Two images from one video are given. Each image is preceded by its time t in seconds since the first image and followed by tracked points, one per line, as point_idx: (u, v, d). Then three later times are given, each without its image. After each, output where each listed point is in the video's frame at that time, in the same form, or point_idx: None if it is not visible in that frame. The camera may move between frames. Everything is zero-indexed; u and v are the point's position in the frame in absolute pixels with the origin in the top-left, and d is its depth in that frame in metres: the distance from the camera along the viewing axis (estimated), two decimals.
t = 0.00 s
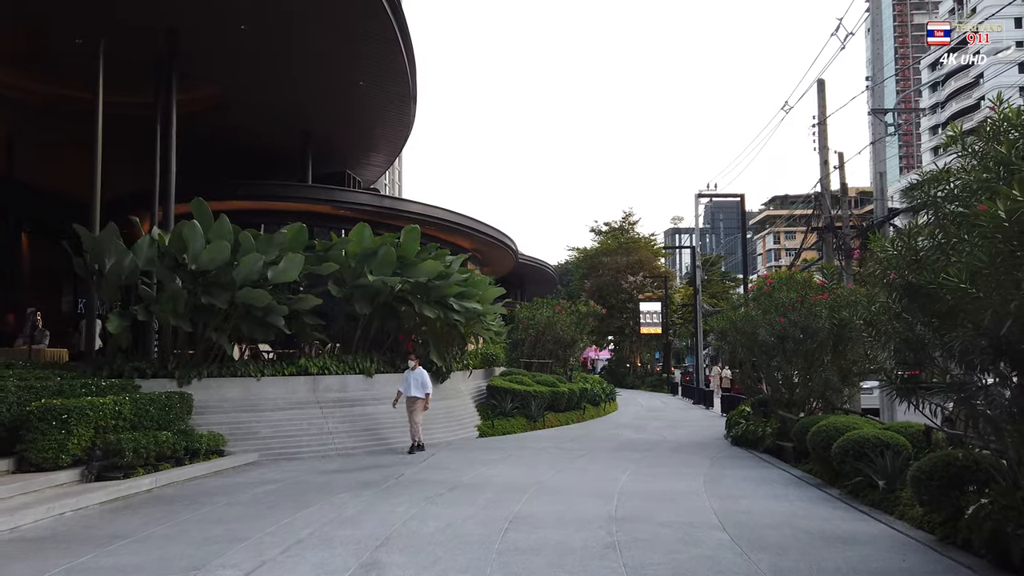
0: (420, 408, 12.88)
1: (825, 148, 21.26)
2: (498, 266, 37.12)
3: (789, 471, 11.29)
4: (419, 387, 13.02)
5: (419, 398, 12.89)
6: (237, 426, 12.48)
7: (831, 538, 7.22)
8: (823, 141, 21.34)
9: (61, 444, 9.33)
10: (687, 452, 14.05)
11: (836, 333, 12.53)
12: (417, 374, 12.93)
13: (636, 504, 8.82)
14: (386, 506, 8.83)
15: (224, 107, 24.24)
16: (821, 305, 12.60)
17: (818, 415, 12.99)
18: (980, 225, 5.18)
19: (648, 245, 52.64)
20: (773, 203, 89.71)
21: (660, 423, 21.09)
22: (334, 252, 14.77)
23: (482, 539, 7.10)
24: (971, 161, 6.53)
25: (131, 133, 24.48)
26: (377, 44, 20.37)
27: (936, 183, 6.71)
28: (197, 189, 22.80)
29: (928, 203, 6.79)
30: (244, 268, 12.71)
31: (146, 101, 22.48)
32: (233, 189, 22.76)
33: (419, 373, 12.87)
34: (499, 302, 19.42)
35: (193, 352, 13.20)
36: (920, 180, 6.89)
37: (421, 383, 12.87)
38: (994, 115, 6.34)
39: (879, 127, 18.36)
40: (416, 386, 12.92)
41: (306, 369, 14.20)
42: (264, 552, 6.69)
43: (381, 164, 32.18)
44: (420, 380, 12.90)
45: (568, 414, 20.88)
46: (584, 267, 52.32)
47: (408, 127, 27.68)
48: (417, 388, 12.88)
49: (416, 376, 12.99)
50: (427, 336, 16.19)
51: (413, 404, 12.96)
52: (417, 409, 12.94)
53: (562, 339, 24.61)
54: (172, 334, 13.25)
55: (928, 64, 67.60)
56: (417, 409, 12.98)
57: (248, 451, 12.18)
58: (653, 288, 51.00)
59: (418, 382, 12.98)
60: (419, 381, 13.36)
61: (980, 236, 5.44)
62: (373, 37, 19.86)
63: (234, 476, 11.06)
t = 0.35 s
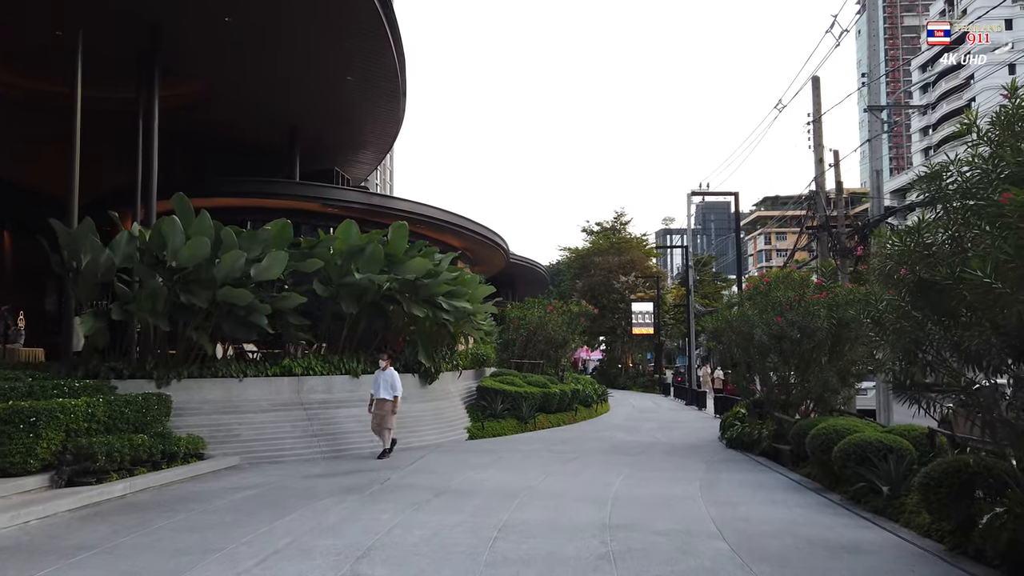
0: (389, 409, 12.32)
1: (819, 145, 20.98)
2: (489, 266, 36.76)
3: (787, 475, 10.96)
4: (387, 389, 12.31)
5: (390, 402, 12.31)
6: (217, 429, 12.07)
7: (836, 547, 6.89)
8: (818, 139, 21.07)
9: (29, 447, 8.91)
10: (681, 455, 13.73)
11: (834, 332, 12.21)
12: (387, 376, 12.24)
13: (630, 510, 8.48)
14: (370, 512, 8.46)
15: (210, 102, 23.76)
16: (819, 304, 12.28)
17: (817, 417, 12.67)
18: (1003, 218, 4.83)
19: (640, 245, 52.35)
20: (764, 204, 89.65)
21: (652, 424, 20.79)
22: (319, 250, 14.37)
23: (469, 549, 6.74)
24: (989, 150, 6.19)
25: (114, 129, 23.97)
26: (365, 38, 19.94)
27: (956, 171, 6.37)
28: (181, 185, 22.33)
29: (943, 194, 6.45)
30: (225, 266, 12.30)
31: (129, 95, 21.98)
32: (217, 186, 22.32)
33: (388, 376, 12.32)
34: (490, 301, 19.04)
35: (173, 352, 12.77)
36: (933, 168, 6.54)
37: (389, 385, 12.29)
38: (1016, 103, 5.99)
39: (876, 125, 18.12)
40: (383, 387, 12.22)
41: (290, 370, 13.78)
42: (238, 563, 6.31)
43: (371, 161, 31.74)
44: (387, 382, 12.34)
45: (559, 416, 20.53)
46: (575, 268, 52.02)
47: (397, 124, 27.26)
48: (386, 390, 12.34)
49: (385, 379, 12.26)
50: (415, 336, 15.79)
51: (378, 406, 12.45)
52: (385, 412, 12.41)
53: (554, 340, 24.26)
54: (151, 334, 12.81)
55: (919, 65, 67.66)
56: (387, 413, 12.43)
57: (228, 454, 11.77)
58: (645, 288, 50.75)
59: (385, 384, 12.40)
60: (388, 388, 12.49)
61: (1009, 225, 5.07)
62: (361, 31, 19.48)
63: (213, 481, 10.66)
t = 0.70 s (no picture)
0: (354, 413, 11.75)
1: (812, 144, 20.75)
2: (479, 266, 36.43)
3: (781, 479, 10.65)
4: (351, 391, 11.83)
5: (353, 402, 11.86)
6: (195, 431, 11.69)
7: (835, 556, 6.59)
8: (811, 137, 20.81)
9: None
10: (672, 457, 13.41)
11: (829, 332, 11.93)
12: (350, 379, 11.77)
13: (620, 517, 8.16)
14: (349, 519, 8.11)
15: (194, 98, 23.31)
16: (813, 303, 11.99)
17: (811, 419, 12.38)
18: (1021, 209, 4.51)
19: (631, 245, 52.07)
20: (755, 204, 89.63)
21: (643, 426, 20.48)
22: (303, 247, 14.00)
23: (451, 559, 6.41)
24: (997, 139, 5.93)
25: (96, 124, 23.49)
26: (351, 32, 19.55)
27: (963, 162, 6.11)
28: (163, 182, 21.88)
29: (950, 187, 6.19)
30: (203, 263, 11.90)
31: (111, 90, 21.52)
32: (202, 183, 21.91)
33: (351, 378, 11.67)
34: (479, 301, 18.70)
35: (149, 352, 12.37)
36: (940, 159, 6.27)
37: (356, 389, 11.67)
38: None
39: (870, 122, 17.88)
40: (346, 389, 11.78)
41: (271, 370, 13.39)
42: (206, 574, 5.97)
43: (359, 158, 31.32)
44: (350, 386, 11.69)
45: (549, 417, 20.20)
46: (566, 268, 51.72)
47: (385, 121, 26.87)
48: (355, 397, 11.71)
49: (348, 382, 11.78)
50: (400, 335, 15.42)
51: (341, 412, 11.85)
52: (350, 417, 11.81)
53: (543, 340, 23.92)
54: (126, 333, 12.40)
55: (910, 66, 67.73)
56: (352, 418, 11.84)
57: (205, 458, 11.39)
58: (636, 288, 50.52)
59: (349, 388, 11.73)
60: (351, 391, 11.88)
61: None
62: (348, 25, 19.11)
63: (189, 485, 10.28)
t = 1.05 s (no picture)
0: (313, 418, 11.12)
1: (803, 141, 20.46)
2: (467, 265, 36.08)
3: (772, 482, 10.33)
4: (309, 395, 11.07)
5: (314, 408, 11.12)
6: (166, 435, 11.27)
7: (829, 568, 6.25)
8: (801, 134, 20.55)
9: None
10: (661, 460, 13.08)
11: (821, 332, 11.61)
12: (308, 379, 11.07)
13: (605, 525, 7.80)
14: (321, 529, 7.72)
15: (174, 93, 22.81)
16: (805, 301, 11.66)
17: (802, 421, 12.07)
18: None
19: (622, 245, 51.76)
20: (746, 205, 89.47)
21: (632, 427, 20.14)
22: (281, 245, 13.59)
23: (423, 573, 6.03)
24: (1002, 126, 5.62)
25: (73, 120, 22.97)
26: (333, 26, 19.11)
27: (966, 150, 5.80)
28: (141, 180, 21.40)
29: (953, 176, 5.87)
30: (174, 261, 11.48)
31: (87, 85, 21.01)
32: (183, 180, 21.48)
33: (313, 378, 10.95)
34: (464, 300, 18.32)
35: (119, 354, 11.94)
36: (941, 149, 5.97)
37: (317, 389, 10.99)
38: None
39: (861, 118, 17.66)
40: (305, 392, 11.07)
41: (247, 372, 12.97)
42: None
43: (346, 156, 30.89)
44: (313, 386, 10.99)
45: (536, 419, 19.85)
46: (556, 267, 51.39)
47: (371, 118, 26.45)
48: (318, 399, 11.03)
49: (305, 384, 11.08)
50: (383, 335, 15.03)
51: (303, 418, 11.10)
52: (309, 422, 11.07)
53: (531, 340, 23.55)
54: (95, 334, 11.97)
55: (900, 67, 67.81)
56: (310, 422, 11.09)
57: (176, 463, 10.97)
58: (627, 288, 50.27)
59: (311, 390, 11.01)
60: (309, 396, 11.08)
61: None
62: (331, 19, 18.68)
63: (157, 491, 9.87)
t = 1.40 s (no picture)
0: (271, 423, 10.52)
1: (797, 137, 20.19)
2: (456, 264, 35.70)
3: (770, 485, 10.00)
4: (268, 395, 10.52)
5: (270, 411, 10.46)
6: (142, 437, 10.85)
7: None
8: (795, 130, 20.27)
9: None
10: (654, 462, 12.74)
11: (819, 329, 11.27)
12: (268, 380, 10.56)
13: (598, 531, 7.46)
14: (300, 536, 7.35)
15: (156, 87, 22.32)
16: (803, 298, 11.33)
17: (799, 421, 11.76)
18: None
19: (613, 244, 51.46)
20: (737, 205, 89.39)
21: (624, 427, 19.79)
22: (263, 240, 13.17)
23: None
24: (1020, 108, 5.29)
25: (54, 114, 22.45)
26: (319, 18, 18.67)
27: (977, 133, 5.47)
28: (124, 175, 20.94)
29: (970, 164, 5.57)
30: (150, 256, 11.05)
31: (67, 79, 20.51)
32: (166, 175, 21.02)
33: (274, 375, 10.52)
34: (453, 298, 17.95)
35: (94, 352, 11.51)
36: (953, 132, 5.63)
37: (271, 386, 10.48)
38: None
39: (855, 113, 17.39)
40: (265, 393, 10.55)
41: (228, 371, 12.54)
42: None
43: (334, 152, 30.43)
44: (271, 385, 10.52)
45: (526, 419, 19.48)
46: (546, 266, 51.05)
47: (359, 112, 26.06)
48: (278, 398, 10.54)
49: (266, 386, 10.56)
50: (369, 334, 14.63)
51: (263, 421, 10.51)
52: (269, 427, 10.45)
53: (522, 339, 23.18)
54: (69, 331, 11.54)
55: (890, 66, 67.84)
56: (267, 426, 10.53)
57: (153, 466, 10.55)
58: (618, 287, 49.99)
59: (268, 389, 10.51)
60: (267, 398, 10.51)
61: None
62: (316, 10, 18.24)
63: (131, 495, 9.46)
